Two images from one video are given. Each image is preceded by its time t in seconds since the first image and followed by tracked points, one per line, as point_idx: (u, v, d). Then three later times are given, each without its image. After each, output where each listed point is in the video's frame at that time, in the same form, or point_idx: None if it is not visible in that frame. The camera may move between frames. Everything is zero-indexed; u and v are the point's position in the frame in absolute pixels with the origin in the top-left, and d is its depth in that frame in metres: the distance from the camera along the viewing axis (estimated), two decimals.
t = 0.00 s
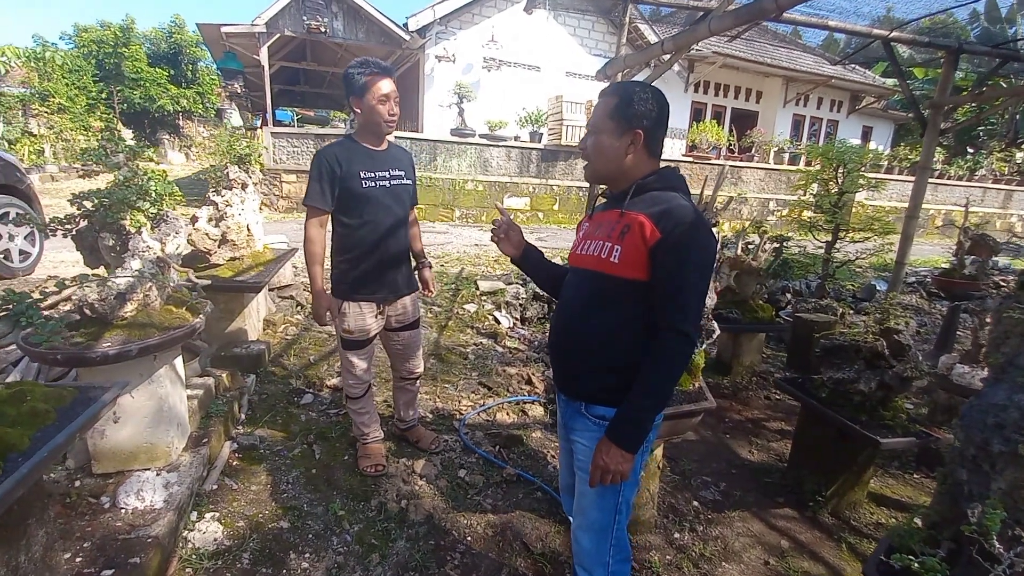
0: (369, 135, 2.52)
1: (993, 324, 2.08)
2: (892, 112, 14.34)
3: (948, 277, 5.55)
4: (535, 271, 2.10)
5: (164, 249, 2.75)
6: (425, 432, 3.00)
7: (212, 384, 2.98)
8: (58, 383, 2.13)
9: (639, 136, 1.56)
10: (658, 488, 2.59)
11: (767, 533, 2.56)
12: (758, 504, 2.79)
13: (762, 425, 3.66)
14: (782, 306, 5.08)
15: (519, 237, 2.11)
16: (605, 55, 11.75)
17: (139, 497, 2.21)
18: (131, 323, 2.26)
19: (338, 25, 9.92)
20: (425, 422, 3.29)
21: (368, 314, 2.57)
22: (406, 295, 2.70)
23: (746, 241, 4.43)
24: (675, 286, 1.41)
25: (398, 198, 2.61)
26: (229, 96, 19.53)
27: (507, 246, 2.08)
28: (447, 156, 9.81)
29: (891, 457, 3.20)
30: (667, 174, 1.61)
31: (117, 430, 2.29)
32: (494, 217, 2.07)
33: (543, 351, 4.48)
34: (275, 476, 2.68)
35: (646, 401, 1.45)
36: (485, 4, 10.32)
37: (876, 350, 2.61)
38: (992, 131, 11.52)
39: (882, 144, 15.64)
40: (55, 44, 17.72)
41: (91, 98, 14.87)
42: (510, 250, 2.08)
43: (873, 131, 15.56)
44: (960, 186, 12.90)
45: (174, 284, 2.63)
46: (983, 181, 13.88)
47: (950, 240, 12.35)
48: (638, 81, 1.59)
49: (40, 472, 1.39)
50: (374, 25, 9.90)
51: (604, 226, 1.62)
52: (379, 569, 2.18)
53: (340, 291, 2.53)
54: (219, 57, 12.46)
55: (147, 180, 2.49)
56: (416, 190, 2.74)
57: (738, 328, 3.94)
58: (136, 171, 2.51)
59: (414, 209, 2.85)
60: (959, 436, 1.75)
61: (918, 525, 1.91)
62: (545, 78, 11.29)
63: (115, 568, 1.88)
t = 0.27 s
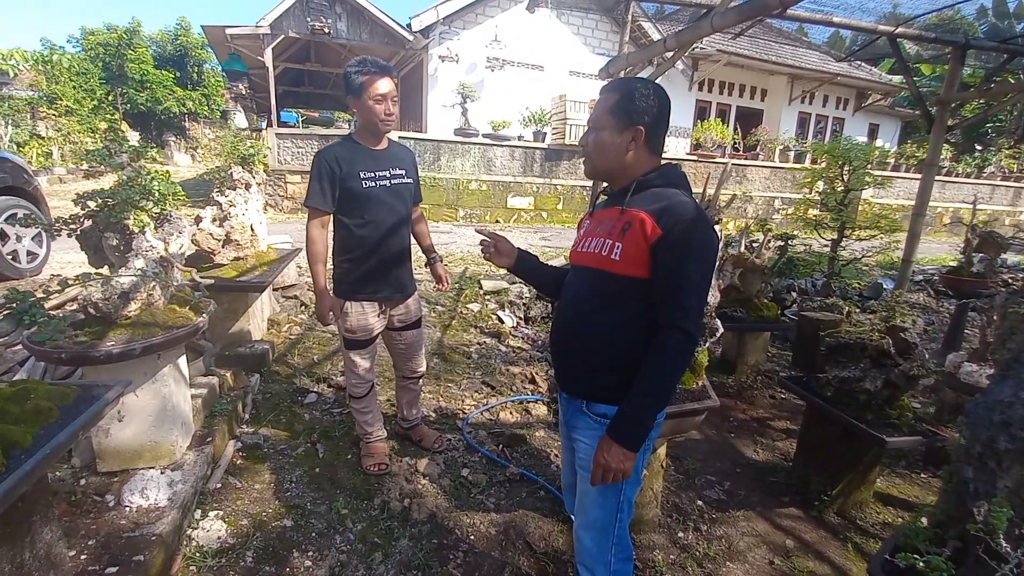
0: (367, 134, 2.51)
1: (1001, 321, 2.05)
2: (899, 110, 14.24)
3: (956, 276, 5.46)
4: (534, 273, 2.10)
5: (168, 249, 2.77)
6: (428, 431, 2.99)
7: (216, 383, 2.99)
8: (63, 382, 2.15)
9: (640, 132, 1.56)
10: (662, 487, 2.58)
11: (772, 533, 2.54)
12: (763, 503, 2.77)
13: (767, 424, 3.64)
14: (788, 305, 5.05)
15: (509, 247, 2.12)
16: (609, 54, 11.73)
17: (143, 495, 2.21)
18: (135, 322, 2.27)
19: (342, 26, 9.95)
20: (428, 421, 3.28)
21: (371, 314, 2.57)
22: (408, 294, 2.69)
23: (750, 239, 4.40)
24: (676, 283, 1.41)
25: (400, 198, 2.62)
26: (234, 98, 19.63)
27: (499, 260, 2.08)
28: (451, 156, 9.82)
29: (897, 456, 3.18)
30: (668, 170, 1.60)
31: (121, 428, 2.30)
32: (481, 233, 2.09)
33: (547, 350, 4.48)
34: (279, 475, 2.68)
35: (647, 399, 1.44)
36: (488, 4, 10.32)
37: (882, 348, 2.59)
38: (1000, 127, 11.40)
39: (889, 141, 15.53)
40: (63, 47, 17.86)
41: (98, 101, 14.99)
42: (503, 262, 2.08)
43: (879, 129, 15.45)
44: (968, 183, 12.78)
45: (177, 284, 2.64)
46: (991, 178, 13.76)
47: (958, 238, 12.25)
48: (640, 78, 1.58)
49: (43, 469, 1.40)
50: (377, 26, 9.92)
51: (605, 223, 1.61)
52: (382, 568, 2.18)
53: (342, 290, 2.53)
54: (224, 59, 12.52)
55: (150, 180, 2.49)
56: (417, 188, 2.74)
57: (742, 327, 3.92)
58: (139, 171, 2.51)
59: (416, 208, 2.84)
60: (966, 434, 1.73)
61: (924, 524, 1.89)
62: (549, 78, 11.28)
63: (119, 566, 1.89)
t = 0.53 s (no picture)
0: (367, 134, 2.51)
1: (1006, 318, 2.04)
2: (903, 107, 14.17)
3: (960, 273, 5.44)
4: (535, 272, 2.10)
5: (171, 250, 2.78)
6: (432, 431, 3.00)
7: (219, 384, 3.00)
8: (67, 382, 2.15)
9: (642, 130, 1.55)
10: (666, 487, 2.57)
11: (776, 532, 2.53)
12: (767, 502, 2.76)
13: (771, 423, 3.63)
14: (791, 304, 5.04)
15: (511, 246, 2.11)
16: (611, 53, 11.72)
17: (148, 495, 2.22)
18: (139, 323, 2.28)
19: (344, 27, 9.96)
20: (431, 421, 3.29)
21: (374, 314, 2.57)
22: (411, 294, 2.69)
23: (753, 238, 4.39)
24: (679, 281, 1.40)
25: (402, 197, 2.62)
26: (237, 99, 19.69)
27: (500, 259, 2.08)
28: (453, 156, 9.83)
29: (903, 455, 3.16)
30: (670, 168, 1.60)
31: (126, 429, 2.30)
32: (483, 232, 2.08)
33: (550, 349, 4.47)
34: (283, 475, 2.68)
35: (650, 397, 1.44)
36: (490, 4, 10.32)
37: (886, 346, 2.58)
38: (1005, 124, 11.34)
39: (893, 138, 15.46)
40: (67, 50, 17.96)
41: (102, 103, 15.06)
42: (505, 262, 2.08)
43: (883, 126, 15.39)
44: (973, 180, 12.72)
45: (181, 284, 2.65)
46: (996, 175, 13.69)
47: (963, 236, 12.19)
48: (641, 75, 1.57)
49: (47, 470, 1.40)
50: (379, 27, 9.93)
51: (606, 222, 1.61)
52: (385, 568, 2.18)
53: (345, 290, 2.53)
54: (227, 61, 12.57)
55: (153, 181, 2.50)
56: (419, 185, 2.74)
57: (746, 326, 3.91)
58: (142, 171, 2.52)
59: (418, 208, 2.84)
60: (972, 432, 1.72)
61: (930, 522, 1.88)
62: (551, 77, 11.28)
63: (124, 566, 1.89)
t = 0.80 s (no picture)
0: (367, 133, 2.50)
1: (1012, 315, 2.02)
2: (905, 104, 14.13)
3: (964, 270, 5.43)
4: (537, 270, 2.09)
5: (173, 250, 2.78)
6: (434, 430, 2.99)
7: (222, 383, 3.00)
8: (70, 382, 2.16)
9: (645, 127, 1.55)
10: (669, 485, 2.56)
11: (781, 531, 2.52)
12: (771, 501, 2.75)
13: (775, 421, 3.62)
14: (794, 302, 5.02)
15: (513, 244, 2.10)
16: (612, 52, 11.70)
17: (152, 495, 2.22)
18: (141, 323, 2.28)
19: (345, 26, 9.96)
20: (434, 420, 3.28)
21: (377, 312, 2.57)
22: (413, 293, 2.69)
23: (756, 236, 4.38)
24: (682, 278, 1.39)
25: (403, 195, 2.62)
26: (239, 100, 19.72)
27: (502, 259, 2.08)
28: (455, 155, 9.82)
29: (908, 453, 3.15)
30: (673, 165, 1.59)
31: (129, 429, 2.30)
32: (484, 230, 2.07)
33: (552, 348, 4.47)
34: (286, 475, 2.68)
35: (653, 395, 1.43)
36: (491, 3, 10.31)
37: (891, 344, 2.57)
38: (1009, 121, 11.30)
39: (896, 136, 15.41)
40: (69, 52, 18.01)
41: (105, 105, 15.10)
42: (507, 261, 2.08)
43: (886, 123, 15.35)
44: (977, 177, 12.67)
45: (183, 284, 2.65)
46: (1000, 172, 13.64)
47: (967, 233, 12.15)
48: (643, 72, 1.57)
49: (50, 470, 1.40)
50: (380, 26, 9.92)
51: (609, 219, 1.60)
52: (389, 567, 2.18)
53: (347, 288, 2.52)
54: (228, 61, 12.58)
55: (155, 181, 2.50)
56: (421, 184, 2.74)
57: (749, 324, 3.89)
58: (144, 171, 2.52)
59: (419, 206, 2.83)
60: (979, 429, 1.71)
61: (936, 521, 1.87)
62: (552, 76, 11.26)
63: (128, 565, 1.89)
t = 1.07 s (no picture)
0: (368, 133, 2.51)
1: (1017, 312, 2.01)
2: (908, 102, 14.08)
3: (968, 268, 5.42)
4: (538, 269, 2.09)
5: (176, 251, 2.78)
6: (437, 430, 2.99)
7: (226, 384, 3.01)
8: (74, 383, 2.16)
9: (647, 125, 1.54)
10: (673, 485, 2.56)
11: (785, 530, 2.52)
12: (775, 500, 2.75)
13: (778, 420, 3.61)
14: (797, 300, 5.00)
15: (514, 244, 2.11)
16: (614, 50, 11.69)
17: (156, 495, 2.23)
18: (144, 324, 2.29)
19: (346, 27, 9.95)
20: (437, 420, 3.29)
21: (380, 311, 2.56)
22: (414, 292, 2.68)
23: (758, 234, 4.36)
24: (684, 277, 1.39)
25: (404, 195, 2.62)
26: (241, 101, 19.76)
27: (503, 258, 2.08)
28: (456, 155, 9.83)
29: (912, 452, 3.14)
30: (674, 164, 1.58)
31: (134, 429, 2.31)
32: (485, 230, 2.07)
33: (554, 348, 4.46)
34: (289, 475, 2.69)
35: (655, 394, 1.42)
36: (492, 2, 10.31)
37: (895, 342, 2.56)
38: (1013, 118, 11.25)
39: (899, 133, 15.36)
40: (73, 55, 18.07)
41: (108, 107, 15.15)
42: (508, 260, 2.08)
43: (889, 121, 15.29)
44: (981, 175, 12.62)
45: (186, 285, 2.65)
46: (1004, 169, 13.58)
47: (971, 231, 12.10)
48: (646, 70, 1.56)
49: (54, 471, 1.40)
50: (382, 26, 9.93)
51: (611, 218, 1.59)
52: (392, 567, 2.18)
53: (349, 288, 2.53)
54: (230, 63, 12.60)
55: (158, 182, 2.52)
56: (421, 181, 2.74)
57: (752, 323, 3.89)
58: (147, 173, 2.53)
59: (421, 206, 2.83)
60: (985, 428, 1.70)
61: (941, 520, 1.87)
62: (554, 75, 11.25)
63: (132, 566, 1.90)
